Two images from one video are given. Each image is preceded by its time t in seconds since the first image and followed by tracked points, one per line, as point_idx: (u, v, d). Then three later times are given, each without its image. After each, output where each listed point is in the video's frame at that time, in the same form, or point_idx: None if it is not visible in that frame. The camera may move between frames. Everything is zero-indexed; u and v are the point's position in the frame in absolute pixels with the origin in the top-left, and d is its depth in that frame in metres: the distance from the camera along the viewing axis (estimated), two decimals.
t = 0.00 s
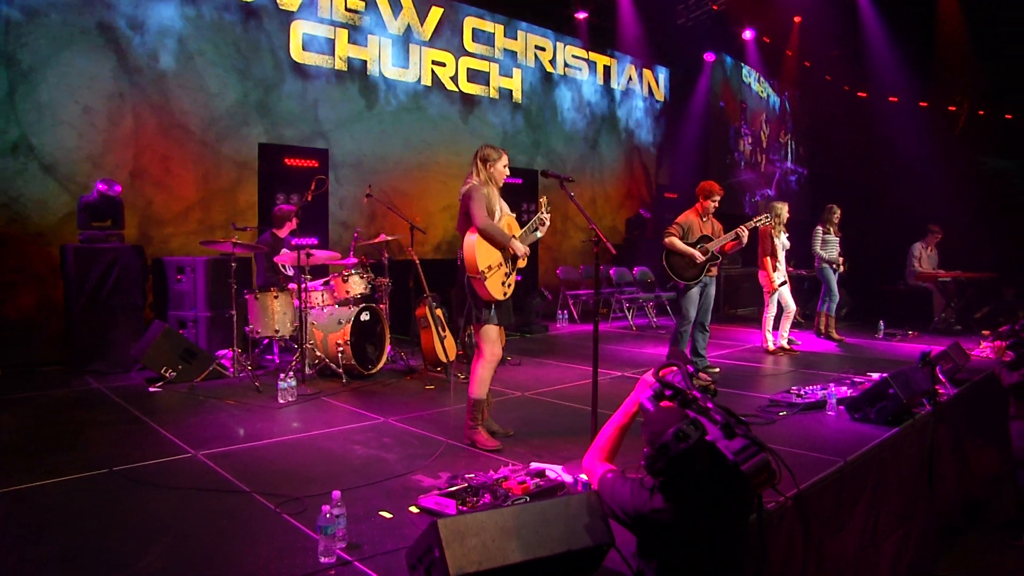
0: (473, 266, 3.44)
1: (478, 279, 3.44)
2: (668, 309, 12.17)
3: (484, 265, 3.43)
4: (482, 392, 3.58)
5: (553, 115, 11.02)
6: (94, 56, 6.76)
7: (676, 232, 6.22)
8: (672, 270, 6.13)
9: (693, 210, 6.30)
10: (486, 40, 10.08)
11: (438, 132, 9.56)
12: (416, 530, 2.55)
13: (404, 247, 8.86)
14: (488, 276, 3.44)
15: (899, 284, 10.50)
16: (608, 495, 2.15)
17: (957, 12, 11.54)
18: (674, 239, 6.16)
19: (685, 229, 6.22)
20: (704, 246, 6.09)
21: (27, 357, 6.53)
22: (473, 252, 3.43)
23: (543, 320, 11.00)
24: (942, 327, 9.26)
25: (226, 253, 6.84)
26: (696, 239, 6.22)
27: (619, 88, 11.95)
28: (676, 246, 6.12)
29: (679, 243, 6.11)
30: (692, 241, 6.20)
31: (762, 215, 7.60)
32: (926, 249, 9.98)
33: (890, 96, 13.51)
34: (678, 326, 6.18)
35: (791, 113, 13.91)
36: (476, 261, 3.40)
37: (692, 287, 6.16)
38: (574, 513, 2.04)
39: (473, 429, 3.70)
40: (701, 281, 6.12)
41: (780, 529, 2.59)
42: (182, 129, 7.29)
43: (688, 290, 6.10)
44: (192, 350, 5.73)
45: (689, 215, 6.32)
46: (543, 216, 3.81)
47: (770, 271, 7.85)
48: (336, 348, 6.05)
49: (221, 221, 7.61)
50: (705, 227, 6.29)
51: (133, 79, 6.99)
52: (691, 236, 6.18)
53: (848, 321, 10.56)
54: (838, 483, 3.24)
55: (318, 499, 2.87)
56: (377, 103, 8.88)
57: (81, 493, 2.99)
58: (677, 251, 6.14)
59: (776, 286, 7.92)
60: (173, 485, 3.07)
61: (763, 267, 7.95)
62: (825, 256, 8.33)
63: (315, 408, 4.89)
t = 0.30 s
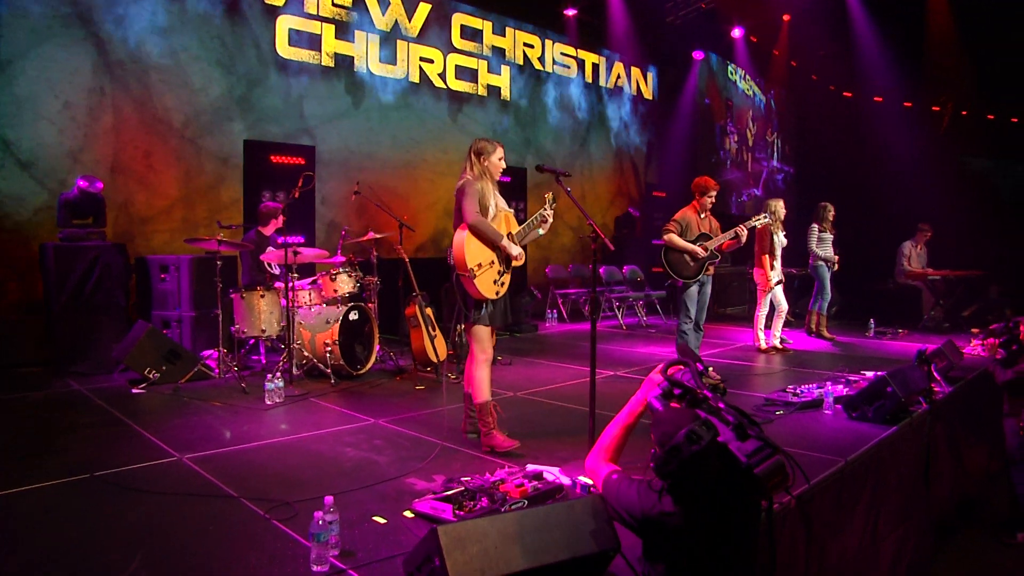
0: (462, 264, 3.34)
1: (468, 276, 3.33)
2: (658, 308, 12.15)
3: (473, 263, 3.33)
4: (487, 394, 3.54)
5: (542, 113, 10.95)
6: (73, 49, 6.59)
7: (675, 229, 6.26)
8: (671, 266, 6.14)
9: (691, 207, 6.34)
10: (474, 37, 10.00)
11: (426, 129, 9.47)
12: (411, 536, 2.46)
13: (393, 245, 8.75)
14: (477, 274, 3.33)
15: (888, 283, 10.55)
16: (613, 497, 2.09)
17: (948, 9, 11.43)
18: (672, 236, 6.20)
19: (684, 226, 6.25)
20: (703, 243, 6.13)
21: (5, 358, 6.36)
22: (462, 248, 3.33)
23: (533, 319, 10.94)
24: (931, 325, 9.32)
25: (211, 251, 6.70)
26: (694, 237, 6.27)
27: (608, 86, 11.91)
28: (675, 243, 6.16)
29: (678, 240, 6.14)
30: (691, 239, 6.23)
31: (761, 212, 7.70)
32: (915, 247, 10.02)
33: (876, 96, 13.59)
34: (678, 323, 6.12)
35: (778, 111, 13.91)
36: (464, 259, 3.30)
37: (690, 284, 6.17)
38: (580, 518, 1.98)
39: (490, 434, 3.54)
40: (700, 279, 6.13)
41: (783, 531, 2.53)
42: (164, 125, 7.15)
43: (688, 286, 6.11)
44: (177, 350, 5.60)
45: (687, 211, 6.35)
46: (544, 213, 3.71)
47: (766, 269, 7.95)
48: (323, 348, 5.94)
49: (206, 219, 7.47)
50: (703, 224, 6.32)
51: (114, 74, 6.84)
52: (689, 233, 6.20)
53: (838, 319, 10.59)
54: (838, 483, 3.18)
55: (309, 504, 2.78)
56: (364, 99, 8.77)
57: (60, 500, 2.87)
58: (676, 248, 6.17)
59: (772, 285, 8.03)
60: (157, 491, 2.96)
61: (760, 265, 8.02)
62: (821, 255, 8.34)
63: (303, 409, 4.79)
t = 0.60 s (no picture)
0: (463, 265, 3.26)
1: (469, 277, 3.26)
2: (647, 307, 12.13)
3: (474, 263, 3.24)
4: (485, 398, 3.45)
5: (530, 111, 10.89)
6: (52, 42, 6.42)
7: (671, 228, 6.47)
8: (667, 265, 6.29)
9: (685, 205, 6.58)
10: (462, 34, 9.91)
11: (414, 127, 9.37)
12: (407, 543, 2.39)
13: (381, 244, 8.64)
14: (480, 275, 3.26)
15: (875, 281, 10.61)
16: (619, 501, 2.01)
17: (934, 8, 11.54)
18: (669, 236, 6.41)
19: (679, 224, 6.47)
20: (698, 242, 6.35)
21: None
22: (462, 248, 3.25)
23: (521, 319, 10.88)
24: (919, 323, 9.38)
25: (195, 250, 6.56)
26: (690, 235, 6.48)
27: (595, 85, 11.87)
28: (672, 242, 6.35)
29: (675, 239, 6.36)
30: (686, 237, 6.44)
31: (756, 207, 7.93)
32: (904, 245, 10.12)
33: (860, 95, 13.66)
34: (676, 323, 6.42)
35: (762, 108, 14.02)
36: (466, 260, 3.22)
37: (688, 283, 6.39)
38: (586, 524, 1.92)
39: (489, 439, 3.48)
40: (698, 278, 6.35)
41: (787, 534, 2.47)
42: (146, 122, 7.00)
43: (685, 286, 6.31)
44: (161, 351, 5.47)
45: (681, 210, 6.58)
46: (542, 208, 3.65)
47: (762, 267, 8.19)
48: (311, 348, 5.82)
49: (190, 217, 7.34)
50: (696, 221, 6.55)
51: (95, 68, 6.69)
52: (685, 231, 6.42)
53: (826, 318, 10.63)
54: (839, 484, 3.14)
55: (301, 510, 2.69)
56: (350, 96, 8.66)
57: (38, 508, 2.75)
58: (673, 247, 6.36)
59: (768, 282, 8.22)
60: (140, 497, 2.86)
61: (755, 263, 8.26)
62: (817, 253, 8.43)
63: (292, 411, 4.69)
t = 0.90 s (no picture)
0: (470, 264, 3.19)
1: (477, 277, 3.19)
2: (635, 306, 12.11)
3: (482, 263, 3.18)
4: (479, 404, 3.38)
5: (518, 109, 10.82)
6: (29, 36, 6.26)
7: (663, 225, 6.45)
8: (662, 262, 6.35)
9: (676, 202, 6.57)
10: (449, 31, 9.82)
11: (400, 125, 9.26)
12: (403, 551, 2.31)
13: (368, 243, 8.53)
14: (487, 274, 3.20)
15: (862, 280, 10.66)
16: (627, 507, 1.91)
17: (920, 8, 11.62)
18: (662, 234, 6.40)
19: (672, 222, 6.46)
20: (692, 240, 6.39)
21: None
22: (470, 247, 3.17)
23: (509, 319, 10.82)
24: (907, 322, 9.44)
25: (179, 250, 6.42)
26: (683, 232, 6.47)
27: (583, 83, 11.83)
28: (666, 240, 6.36)
29: (668, 237, 6.36)
30: (679, 234, 6.44)
31: (747, 203, 7.97)
32: (891, 244, 10.18)
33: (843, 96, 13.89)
34: (668, 324, 6.51)
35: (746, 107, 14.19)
36: (474, 259, 3.15)
37: (681, 283, 6.46)
38: (593, 534, 1.85)
39: (483, 443, 3.43)
40: (691, 278, 6.43)
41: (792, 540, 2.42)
42: (126, 118, 6.86)
43: (678, 286, 6.39)
44: (143, 353, 5.33)
45: (673, 206, 6.55)
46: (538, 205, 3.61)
47: (750, 266, 8.19)
48: (298, 349, 5.73)
49: (173, 216, 7.21)
50: (689, 218, 6.53)
51: (73, 63, 6.53)
52: (678, 229, 6.42)
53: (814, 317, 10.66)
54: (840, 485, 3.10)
55: (292, 518, 2.60)
56: (336, 93, 8.54)
57: (14, 517, 2.64)
58: (667, 244, 6.38)
59: (756, 282, 8.22)
60: (122, 505, 2.75)
61: (744, 262, 8.27)
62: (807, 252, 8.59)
63: (279, 413, 4.58)
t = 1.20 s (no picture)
0: (478, 264, 3.15)
1: (485, 277, 3.16)
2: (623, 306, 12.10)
3: (490, 263, 3.14)
4: (474, 407, 3.34)
5: (505, 108, 10.76)
6: (5, 30, 6.10)
7: (655, 225, 6.42)
8: (655, 262, 6.32)
9: (666, 202, 6.54)
10: (436, 29, 9.74)
11: (386, 124, 9.15)
12: (400, 560, 2.25)
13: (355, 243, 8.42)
14: (495, 274, 3.17)
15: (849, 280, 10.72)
16: (634, 513, 1.82)
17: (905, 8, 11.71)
18: (653, 233, 6.35)
19: (663, 221, 6.43)
20: (684, 239, 6.37)
21: None
22: (478, 245, 3.12)
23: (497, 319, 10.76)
24: (893, 321, 9.51)
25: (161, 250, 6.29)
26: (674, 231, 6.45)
27: (569, 82, 11.78)
28: (658, 240, 6.32)
29: (661, 237, 6.32)
30: (671, 233, 6.41)
31: (739, 203, 8.12)
32: (877, 244, 10.24)
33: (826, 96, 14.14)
34: (659, 324, 6.50)
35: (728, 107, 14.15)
36: (482, 259, 3.11)
37: (672, 283, 6.45)
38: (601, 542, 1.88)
39: (478, 447, 3.37)
40: (683, 277, 6.43)
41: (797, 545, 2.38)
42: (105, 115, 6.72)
43: (670, 286, 6.39)
44: (126, 355, 5.21)
45: (663, 206, 6.52)
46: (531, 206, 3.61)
47: (737, 266, 8.20)
48: (284, 351, 5.61)
49: (156, 215, 7.10)
50: (678, 217, 6.50)
51: (51, 59, 6.37)
52: (670, 228, 6.40)
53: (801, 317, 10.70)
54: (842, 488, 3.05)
55: (283, 527, 2.52)
56: (321, 91, 8.43)
57: None
58: (659, 244, 6.34)
59: (743, 281, 8.24)
60: (104, 515, 2.66)
61: (730, 263, 8.26)
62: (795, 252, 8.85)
63: (266, 417, 4.48)
